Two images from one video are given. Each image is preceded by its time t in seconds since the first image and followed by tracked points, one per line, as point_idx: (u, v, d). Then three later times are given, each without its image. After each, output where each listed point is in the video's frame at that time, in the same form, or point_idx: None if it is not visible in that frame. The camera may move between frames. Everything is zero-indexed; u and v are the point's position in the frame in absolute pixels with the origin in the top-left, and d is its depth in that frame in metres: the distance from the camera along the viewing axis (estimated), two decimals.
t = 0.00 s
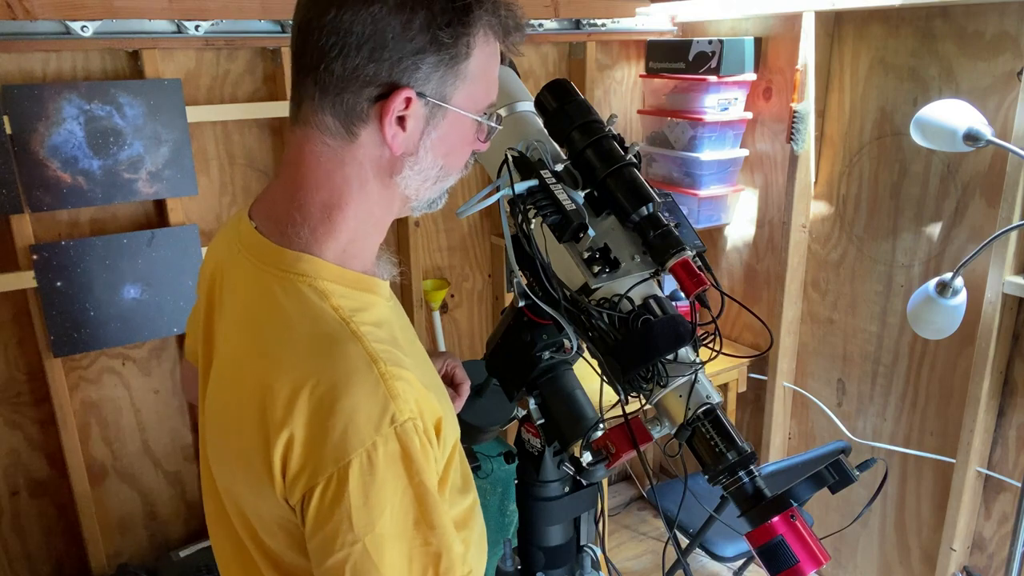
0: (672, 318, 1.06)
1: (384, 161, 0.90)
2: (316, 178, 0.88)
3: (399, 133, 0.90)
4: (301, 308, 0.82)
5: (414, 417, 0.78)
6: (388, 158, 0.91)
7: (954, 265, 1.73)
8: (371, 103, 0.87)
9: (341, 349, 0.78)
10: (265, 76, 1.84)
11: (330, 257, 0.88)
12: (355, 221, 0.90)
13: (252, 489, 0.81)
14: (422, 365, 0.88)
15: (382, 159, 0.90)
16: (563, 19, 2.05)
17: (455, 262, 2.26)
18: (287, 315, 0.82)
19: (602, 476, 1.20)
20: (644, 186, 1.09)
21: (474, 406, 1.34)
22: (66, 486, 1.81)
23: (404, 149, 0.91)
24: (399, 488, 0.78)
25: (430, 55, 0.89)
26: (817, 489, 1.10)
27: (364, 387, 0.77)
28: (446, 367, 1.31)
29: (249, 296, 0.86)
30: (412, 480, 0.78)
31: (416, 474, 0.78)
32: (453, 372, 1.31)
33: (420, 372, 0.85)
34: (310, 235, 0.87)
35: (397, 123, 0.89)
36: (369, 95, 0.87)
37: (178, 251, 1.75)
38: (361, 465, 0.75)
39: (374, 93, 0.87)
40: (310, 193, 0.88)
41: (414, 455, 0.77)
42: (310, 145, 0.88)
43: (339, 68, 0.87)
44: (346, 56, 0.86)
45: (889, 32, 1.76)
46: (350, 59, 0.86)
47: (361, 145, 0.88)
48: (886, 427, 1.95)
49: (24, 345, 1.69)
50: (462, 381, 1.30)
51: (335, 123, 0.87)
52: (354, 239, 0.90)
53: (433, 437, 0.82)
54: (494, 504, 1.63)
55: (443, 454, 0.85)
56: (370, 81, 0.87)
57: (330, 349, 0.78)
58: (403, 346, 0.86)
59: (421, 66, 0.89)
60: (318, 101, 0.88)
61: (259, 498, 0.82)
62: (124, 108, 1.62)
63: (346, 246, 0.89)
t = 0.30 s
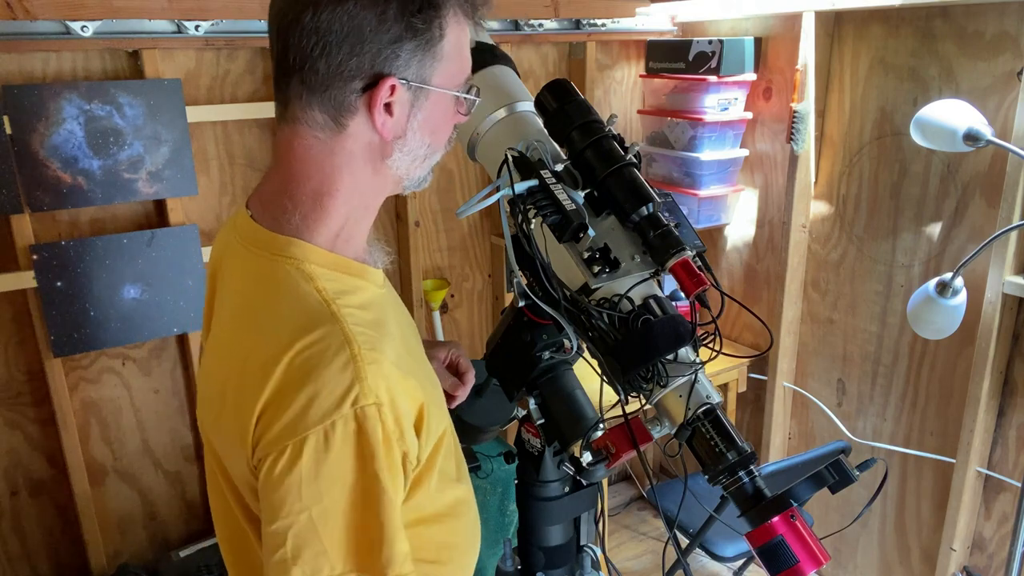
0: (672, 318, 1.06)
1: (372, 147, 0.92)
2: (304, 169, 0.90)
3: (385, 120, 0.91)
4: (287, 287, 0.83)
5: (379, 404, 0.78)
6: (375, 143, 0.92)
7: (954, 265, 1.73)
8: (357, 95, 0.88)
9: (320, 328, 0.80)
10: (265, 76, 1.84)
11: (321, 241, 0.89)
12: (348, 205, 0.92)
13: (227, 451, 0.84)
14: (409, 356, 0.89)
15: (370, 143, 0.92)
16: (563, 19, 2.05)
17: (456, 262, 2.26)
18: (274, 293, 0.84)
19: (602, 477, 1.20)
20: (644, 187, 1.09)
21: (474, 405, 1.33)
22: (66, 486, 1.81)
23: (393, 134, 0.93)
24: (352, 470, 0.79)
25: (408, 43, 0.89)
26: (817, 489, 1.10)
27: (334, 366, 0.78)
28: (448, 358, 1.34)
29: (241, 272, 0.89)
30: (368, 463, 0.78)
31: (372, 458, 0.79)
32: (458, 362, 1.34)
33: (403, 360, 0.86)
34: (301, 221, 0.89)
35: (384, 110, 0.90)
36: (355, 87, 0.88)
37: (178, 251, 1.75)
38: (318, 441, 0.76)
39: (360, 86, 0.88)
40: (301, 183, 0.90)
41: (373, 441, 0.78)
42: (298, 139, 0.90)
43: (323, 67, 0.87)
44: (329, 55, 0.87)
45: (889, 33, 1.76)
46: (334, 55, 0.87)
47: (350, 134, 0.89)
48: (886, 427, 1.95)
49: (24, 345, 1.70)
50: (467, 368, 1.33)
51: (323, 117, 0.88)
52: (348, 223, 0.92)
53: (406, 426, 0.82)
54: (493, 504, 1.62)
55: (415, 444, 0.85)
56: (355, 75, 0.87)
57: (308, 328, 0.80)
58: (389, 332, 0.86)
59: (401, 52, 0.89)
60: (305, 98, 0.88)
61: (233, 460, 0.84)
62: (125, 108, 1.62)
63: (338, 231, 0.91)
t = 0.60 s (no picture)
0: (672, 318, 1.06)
1: (351, 139, 0.90)
2: (283, 165, 0.88)
3: (363, 111, 0.89)
4: (263, 276, 0.80)
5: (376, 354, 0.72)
6: (354, 135, 0.90)
7: (954, 265, 1.73)
8: (334, 90, 0.87)
9: (295, 304, 0.76)
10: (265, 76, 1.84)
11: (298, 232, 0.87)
12: (329, 199, 0.90)
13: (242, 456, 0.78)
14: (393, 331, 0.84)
15: (349, 136, 0.90)
16: (563, 19, 2.06)
17: (455, 262, 2.27)
18: (256, 278, 0.81)
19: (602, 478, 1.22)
20: (644, 186, 1.08)
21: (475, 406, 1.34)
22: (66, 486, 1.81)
23: (371, 126, 0.91)
24: (375, 425, 0.70)
25: (380, 33, 0.88)
26: (817, 490, 1.10)
27: (316, 331, 0.73)
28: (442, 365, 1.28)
29: (227, 271, 0.86)
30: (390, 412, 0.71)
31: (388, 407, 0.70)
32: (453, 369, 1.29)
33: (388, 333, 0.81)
34: (277, 213, 0.87)
35: (362, 101, 0.88)
36: (332, 82, 0.87)
37: (178, 250, 1.75)
38: (330, 403, 0.70)
39: (336, 80, 0.87)
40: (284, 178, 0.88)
41: (379, 388, 0.70)
42: (276, 138, 0.88)
43: (297, 66, 0.86)
44: (303, 53, 0.85)
45: (889, 33, 1.76)
46: (308, 53, 0.85)
47: (329, 128, 0.88)
48: (886, 427, 1.95)
49: (24, 345, 1.70)
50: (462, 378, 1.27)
51: (301, 113, 0.87)
52: (328, 218, 0.90)
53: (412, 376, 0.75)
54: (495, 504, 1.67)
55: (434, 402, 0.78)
56: (331, 70, 0.86)
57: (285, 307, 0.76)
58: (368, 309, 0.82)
59: (374, 43, 0.87)
60: (282, 98, 0.87)
61: (255, 465, 0.78)
62: (125, 108, 1.62)
63: (314, 224, 0.89)
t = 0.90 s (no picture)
0: (672, 318, 1.06)
1: (315, 128, 0.95)
2: (257, 155, 0.94)
3: (321, 99, 0.93)
4: (244, 251, 0.88)
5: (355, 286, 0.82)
6: (317, 123, 0.95)
7: (954, 265, 1.73)
8: (289, 80, 0.91)
9: (277, 263, 0.85)
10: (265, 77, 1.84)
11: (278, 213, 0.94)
12: (303, 185, 0.96)
13: (269, 410, 0.85)
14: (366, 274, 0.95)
15: (311, 124, 0.94)
16: (563, 19, 2.06)
17: (455, 262, 2.26)
18: (237, 257, 0.88)
19: (603, 476, 1.24)
20: (643, 187, 1.09)
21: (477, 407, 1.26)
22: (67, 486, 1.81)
23: (332, 113, 0.95)
24: (385, 328, 0.81)
25: (327, 22, 0.90)
26: (817, 489, 1.10)
27: (301, 280, 0.82)
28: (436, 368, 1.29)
29: (211, 265, 0.92)
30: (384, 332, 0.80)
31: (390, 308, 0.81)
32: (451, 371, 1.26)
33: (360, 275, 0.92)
34: (257, 201, 0.93)
35: (318, 90, 0.92)
36: (286, 73, 0.91)
37: (178, 251, 1.75)
38: (334, 332, 0.79)
39: (290, 71, 0.91)
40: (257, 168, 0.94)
41: (374, 301, 0.81)
42: (244, 131, 0.94)
43: (252, 60, 0.91)
44: (256, 47, 0.90)
45: (889, 33, 1.76)
46: (262, 47, 0.90)
47: (292, 119, 0.93)
48: (886, 427, 1.95)
49: (24, 345, 1.70)
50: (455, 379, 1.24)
51: (264, 106, 0.92)
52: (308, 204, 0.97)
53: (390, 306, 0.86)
54: (494, 505, 1.70)
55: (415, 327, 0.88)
56: (283, 62, 0.90)
57: (270, 269, 0.84)
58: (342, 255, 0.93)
59: (322, 33, 0.90)
60: (244, 92, 0.92)
61: (281, 415, 0.87)
62: (125, 108, 1.62)
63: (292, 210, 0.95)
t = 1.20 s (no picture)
0: (672, 318, 1.06)
1: (294, 124, 1.04)
2: (245, 150, 1.05)
3: (297, 97, 1.02)
4: (233, 241, 0.97)
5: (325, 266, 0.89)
6: (298, 119, 1.05)
7: (954, 265, 1.73)
8: (266, 81, 1.01)
9: (259, 250, 0.93)
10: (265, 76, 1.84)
11: (267, 202, 1.04)
12: (288, 176, 1.06)
13: (253, 382, 0.94)
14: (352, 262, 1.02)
15: (292, 120, 1.04)
16: (563, 19, 2.06)
17: (455, 262, 2.26)
18: (226, 242, 0.97)
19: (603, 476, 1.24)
20: (644, 187, 1.08)
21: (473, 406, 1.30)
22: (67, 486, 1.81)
23: (309, 110, 1.04)
24: (348, 304, 0.87)
25: (296, 26, 1.00)
26: (817, 489, 1.10)
27: (277, 262, 0.90)
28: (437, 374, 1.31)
29: (208, 254, 1.02)
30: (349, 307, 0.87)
31: (354, 286, 0.87)
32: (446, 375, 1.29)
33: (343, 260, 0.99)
34: (248, 191, 1.04)
35: (294, 90, 1.02)
36: (263, 74, 1.01)
37: (179, 251, 1.75)
38: (301, 307, 0.86)
39: (266, 72, 1.01)
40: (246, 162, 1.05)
41: (339, 279, 0.87)
42: (233, 129, 1.06)
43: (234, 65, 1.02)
44: (237, 52, 1.02)
45: (890, 32, 1.76)
46: (239, 54, 1.01)
47: (273, 116, 1.03)
48: (886, 427, 1.95)
49: (24, 345, 1.70)
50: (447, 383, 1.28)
51: (248, 107, 1.03)
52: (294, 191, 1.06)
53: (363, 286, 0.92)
54: (494, 505, 1.70)
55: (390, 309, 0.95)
56: (260, 65, 1.01)
57: (252, 254, 0.93)
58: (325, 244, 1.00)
59: (292, 36, 1.00)
60: (230, 94, 1.04)
61: (264, 387, 0.95)
62: (125, 108, 1.62)
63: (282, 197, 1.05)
